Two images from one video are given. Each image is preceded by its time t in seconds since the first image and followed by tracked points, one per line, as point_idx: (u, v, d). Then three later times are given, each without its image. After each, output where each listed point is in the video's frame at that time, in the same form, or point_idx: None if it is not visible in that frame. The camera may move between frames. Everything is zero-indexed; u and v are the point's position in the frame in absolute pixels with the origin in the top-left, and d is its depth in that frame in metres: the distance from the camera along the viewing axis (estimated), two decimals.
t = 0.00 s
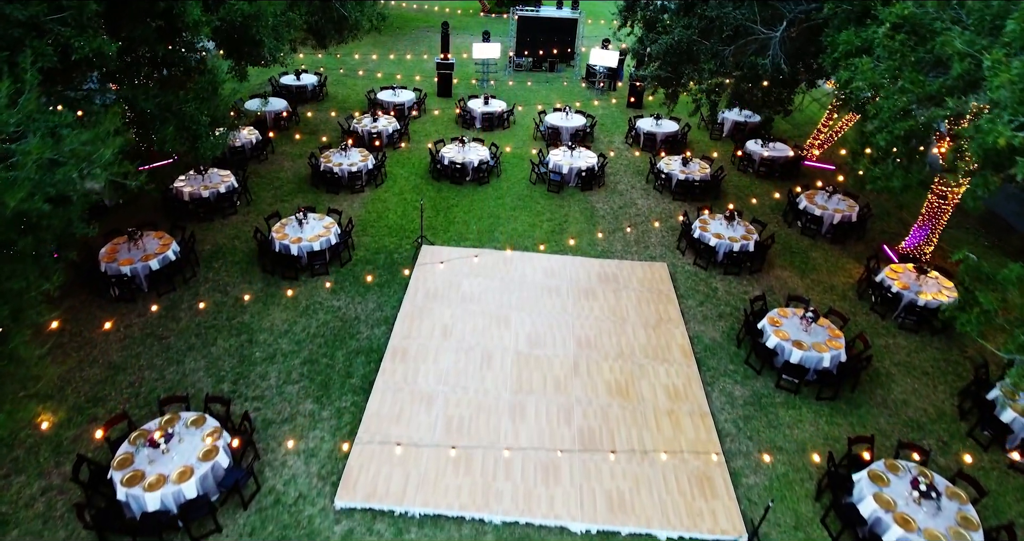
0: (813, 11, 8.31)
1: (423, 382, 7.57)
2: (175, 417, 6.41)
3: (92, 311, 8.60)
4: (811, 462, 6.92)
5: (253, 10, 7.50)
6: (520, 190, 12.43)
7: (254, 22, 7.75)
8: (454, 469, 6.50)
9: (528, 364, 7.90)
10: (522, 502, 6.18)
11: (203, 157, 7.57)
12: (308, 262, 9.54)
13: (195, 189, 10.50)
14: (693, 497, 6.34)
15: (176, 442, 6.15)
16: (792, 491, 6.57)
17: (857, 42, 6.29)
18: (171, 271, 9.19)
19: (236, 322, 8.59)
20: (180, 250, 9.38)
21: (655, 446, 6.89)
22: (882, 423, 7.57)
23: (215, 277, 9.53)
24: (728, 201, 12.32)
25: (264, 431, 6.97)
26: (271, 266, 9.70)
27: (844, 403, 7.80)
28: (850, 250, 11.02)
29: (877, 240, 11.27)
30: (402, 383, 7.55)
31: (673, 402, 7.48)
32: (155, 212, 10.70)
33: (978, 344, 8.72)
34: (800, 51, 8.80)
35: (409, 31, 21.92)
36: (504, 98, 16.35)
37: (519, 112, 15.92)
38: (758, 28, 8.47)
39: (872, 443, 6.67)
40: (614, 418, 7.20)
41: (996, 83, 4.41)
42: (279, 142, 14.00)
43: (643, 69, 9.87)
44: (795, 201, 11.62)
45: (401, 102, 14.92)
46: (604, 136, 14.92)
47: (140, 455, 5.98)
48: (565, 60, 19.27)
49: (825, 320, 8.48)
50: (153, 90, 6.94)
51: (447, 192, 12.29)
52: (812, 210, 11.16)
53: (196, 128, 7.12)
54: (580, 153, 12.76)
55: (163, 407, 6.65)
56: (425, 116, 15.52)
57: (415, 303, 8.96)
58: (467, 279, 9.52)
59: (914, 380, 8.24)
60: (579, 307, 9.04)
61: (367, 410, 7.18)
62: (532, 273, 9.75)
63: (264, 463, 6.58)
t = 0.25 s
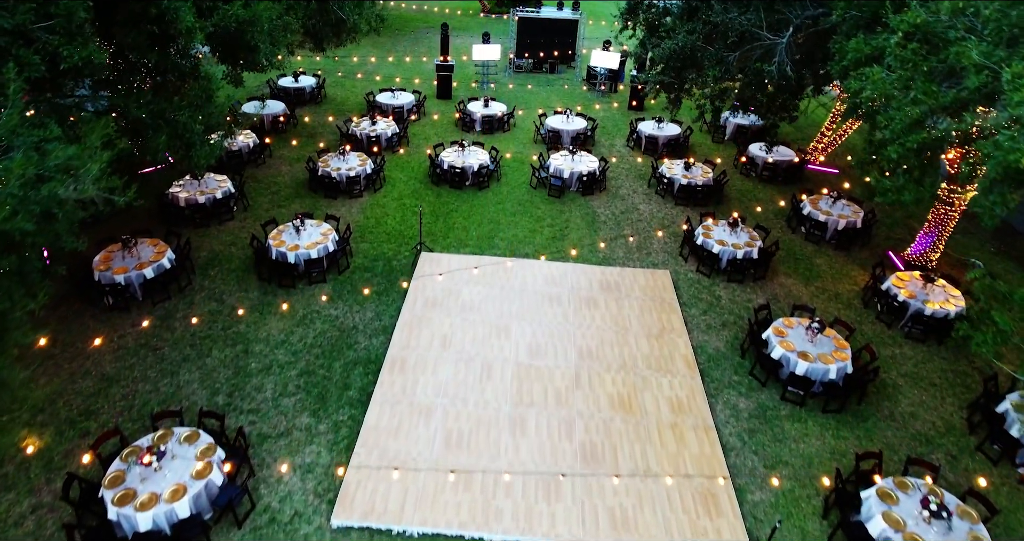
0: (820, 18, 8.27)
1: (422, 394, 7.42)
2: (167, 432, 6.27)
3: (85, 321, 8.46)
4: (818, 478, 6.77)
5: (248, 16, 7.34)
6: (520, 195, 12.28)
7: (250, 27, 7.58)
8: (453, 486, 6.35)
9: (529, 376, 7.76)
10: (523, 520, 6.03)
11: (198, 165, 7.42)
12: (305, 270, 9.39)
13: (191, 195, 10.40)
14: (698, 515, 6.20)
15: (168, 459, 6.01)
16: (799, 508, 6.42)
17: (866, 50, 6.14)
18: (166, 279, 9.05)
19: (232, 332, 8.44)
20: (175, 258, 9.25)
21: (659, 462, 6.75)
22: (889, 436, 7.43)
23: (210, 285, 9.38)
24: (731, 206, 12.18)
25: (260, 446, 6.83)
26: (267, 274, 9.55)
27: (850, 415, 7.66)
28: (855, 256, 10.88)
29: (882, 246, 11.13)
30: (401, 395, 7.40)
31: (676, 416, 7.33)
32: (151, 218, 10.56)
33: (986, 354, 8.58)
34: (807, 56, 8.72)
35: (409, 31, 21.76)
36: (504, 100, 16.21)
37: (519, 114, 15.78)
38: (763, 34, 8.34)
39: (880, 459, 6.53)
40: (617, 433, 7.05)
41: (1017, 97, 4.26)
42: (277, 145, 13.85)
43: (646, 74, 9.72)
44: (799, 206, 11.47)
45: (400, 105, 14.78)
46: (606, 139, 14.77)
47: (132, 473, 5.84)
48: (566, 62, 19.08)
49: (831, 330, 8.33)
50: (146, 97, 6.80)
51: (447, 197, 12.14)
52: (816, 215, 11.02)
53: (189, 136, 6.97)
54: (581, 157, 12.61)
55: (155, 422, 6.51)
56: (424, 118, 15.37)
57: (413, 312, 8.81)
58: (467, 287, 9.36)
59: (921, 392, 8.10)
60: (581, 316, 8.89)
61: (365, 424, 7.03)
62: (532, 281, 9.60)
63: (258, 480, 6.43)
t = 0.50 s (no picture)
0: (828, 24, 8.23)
1: (421, 408, 7.28)
2: (160, 448, 6.13)
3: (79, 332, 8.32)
4: (825, 494, 6.63)
5: (243, 22, 7.18)
6: (520, 200, 12.14)
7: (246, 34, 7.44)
8: (453, 504, 6.21)
9: (530, 389, 7.62)
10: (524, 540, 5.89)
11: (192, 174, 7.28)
12: (303, 279, 9.25)
13: (188, 201, 10.23)
14: (702, 534, 6.06)
15: (161, 477, 5.87)
16: (806, 526, 6.28)
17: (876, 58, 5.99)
18: (161, 288, 8.91)
19: (228, 342, 8.30)
20: (171, 266, 9.12)
21: (663, 478, 6.61)
22: (897, 450, 7.29)
23: (207, 293, 9.24)
24: (734, 212, 12.03)
25: (255, 462, 6.69)
26: (265, 282, 9.41)
27: (857, 429, 7.51)
28: (860, 263, 10.74)
29: (887, 253, 10.99)
30: (399, 409, 7.26)
31: (680, 430, 7.19)
32: (146, 224, 10.42)
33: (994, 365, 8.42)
34: (812, 62, 8.64)
35: (409, 32, 21.61)
36: (504, 103, 16.07)
37: (520, 117, 15.64)
38: (769, 41, 8.25)
39: (889, 475, 6.39)
40: (619, 448, 6.91)
41: None
42: (275, 149, 13.71)
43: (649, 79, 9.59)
44: (803, 212, 11.34)
45: (400, 108, 14.64)
46: (607, 142, 14.63)
47: (123, 492, 5.69)
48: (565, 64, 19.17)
49: (837, 341, 8.19)
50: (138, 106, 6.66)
51: (446, 202, 12.00)
52: (821, 222, 10.89)
53: (183, 145, 6.82)
54: (582, 162, 12.47)
55: (147, 437, 6.36)
56: (424, 121, 15.22)
57: (412, 322, 8.67)
58: (467, 297, 9.22)
59: (928, 404, 7.96)
60: (583, 326, 8.74)
61: (363, 439, 6.89)
62: (533, 290, 9.45)
63: (253, 497, 6.29)
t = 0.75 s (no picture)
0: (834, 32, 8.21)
1: (420, 422, 7.13)
2: (152, 466, 5.98)
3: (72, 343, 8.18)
4: (832, 512, 6.48)
5: (238, 28, 7.03)
6: (521, 205, 12.00)
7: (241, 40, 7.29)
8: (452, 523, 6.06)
9: (530, 402, 7.47)
10: None
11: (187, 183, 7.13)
12: (300, 287, 9.11)
13: (183, 207, 10.12)
14: None
15: (153, 496, 5.71)
16: None
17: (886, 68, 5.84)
18: (156, 297, 8.77)
19: (224, 354, 8.17)
20: (166, 274, 8.98)
21: (666, 495, 6.46)
22: (905, 465, 7.14)
23: (203, 303, 9.10)
24: (737, 217, 11.89)
25: (250, 478, 6.55)
26: (261, 291, 9.27)
27: (863, 443, 7.37)
28: (865, 270, 10.59)
29: (892, 260, 10.85)
30: (398, 424, 7.12)
31: (683, 445, 7.05)
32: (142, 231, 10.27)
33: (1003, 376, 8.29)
34: (818, 68, 8.50)
35: (408, 34, 21.47)
36: (505, 106, 15.92)
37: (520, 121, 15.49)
38: (776, 49, 8.10)
39: (899, 493, 6.25)
40: (622, 463, 6.77)
41: None
42: (273, 153, 13.56)
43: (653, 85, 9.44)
44: (807, 218, 11.21)
45: (399, 112, 14.50)
46: (608, 146, 14.48)
47: (114, 512, 5.52)
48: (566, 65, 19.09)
49: (843, 352, 8.04)
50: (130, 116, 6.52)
51: (446, 208, 11.85)
52: (826, 228, 10.75)
53: (176, 155, 6.67)
54: (584, 167, 12.33)
55: (139, 454, 6.20)
56: (423, 125, 15.08)
57: (411, 333, 8.53)
58: (467, 306, 9.08)
59: (936, 417, 7.82)
60: (584, 336, 8.59)
61: (360, 454, 6.75)
62: (534, 299, 9.31)
63: (248, 515, 6.15)
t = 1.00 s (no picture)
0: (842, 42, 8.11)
1: (419, 438, 7.00)
2: (146, 485, 5.83)
3: (66, 355, 8.03)
4: (841, 531, 6.35)
5: (234, 36, 6.89)
6: (521, 212, 11.86)
7: (237, 49, 7.13)
8: None
9: (531, 416, 7.34)
10: None
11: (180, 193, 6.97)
12: (298, 297, 8.97)
13: (179, 215, 9.99)
14: None
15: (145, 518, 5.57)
16: None
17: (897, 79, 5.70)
18: (151, 307, 8.62)
19: (219, 366, 8.02)
20: (161, 283, 8.84)
21: (671, 514, 6.32)
22: (914, 481, 7.01)
23: (199, 312, 8.95)
24: (740, 224, 11.76)
25: (245, 496, 6.41)
26: (258, 300, 9.14)
27: (871, 459, 7.24)
28: (870, 279, 10.47)
29: (897, 268, 10.73)
30: (397, 439, 6.99)
31: (687, 461, 6.91)
32: (138, 239, 10.13)
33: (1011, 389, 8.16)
34: (823, 77, 8.38)
35: (408, 36, 21.34)
36: (505, 110, 15.80)
37: (521, 125, 15.37)
38: (783, 57, 7.97)
39: (908, 513, 6.11)
40: (625, 480, 6.63)
41: None
42: (271, 158, 13.43)
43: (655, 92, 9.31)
44: (811, 225, 11.08)
45: (398, 116, 14.37)
46: (609, 151, 14.35)
47: (105, 535, 5.38)
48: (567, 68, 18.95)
49: (850, 365, 7.90)
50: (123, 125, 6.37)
51: (446, 214, 11.72)
52: (830, 236, 10.63)
53: (170, 166, 6.52)
54: (585, 173, 12.19)
55: (133, 473, 6.06)
56: (423, 129, 14.95)
57: (410, 344, 8.39)
58: (466, 316, 8.94)
59: (944, 431, 7.69)
60: (586, 348, 8.45)
61: (358, 471, 6.62)
62: (535, 308, 9.17)
63: (243, 535, 6.00)
